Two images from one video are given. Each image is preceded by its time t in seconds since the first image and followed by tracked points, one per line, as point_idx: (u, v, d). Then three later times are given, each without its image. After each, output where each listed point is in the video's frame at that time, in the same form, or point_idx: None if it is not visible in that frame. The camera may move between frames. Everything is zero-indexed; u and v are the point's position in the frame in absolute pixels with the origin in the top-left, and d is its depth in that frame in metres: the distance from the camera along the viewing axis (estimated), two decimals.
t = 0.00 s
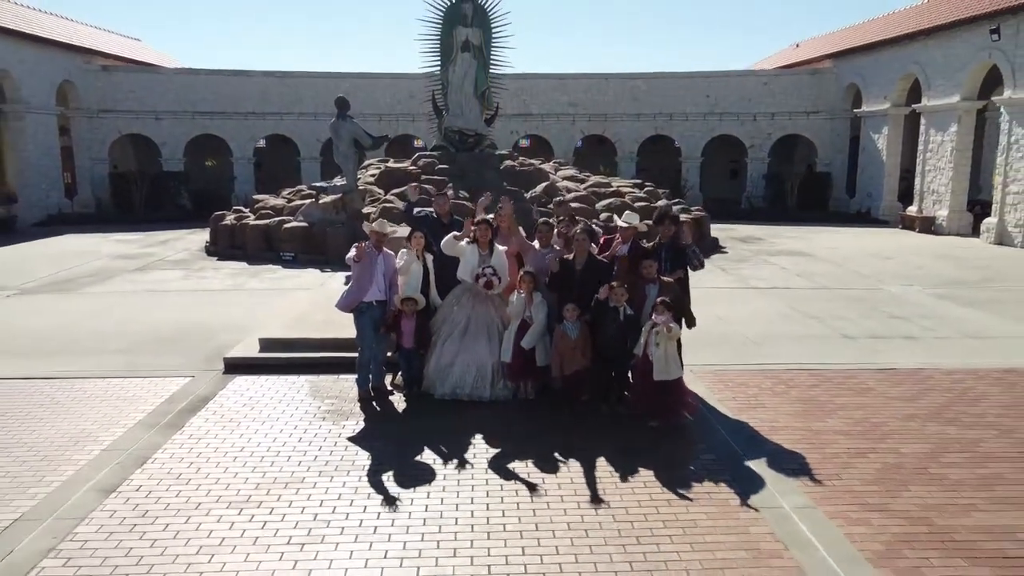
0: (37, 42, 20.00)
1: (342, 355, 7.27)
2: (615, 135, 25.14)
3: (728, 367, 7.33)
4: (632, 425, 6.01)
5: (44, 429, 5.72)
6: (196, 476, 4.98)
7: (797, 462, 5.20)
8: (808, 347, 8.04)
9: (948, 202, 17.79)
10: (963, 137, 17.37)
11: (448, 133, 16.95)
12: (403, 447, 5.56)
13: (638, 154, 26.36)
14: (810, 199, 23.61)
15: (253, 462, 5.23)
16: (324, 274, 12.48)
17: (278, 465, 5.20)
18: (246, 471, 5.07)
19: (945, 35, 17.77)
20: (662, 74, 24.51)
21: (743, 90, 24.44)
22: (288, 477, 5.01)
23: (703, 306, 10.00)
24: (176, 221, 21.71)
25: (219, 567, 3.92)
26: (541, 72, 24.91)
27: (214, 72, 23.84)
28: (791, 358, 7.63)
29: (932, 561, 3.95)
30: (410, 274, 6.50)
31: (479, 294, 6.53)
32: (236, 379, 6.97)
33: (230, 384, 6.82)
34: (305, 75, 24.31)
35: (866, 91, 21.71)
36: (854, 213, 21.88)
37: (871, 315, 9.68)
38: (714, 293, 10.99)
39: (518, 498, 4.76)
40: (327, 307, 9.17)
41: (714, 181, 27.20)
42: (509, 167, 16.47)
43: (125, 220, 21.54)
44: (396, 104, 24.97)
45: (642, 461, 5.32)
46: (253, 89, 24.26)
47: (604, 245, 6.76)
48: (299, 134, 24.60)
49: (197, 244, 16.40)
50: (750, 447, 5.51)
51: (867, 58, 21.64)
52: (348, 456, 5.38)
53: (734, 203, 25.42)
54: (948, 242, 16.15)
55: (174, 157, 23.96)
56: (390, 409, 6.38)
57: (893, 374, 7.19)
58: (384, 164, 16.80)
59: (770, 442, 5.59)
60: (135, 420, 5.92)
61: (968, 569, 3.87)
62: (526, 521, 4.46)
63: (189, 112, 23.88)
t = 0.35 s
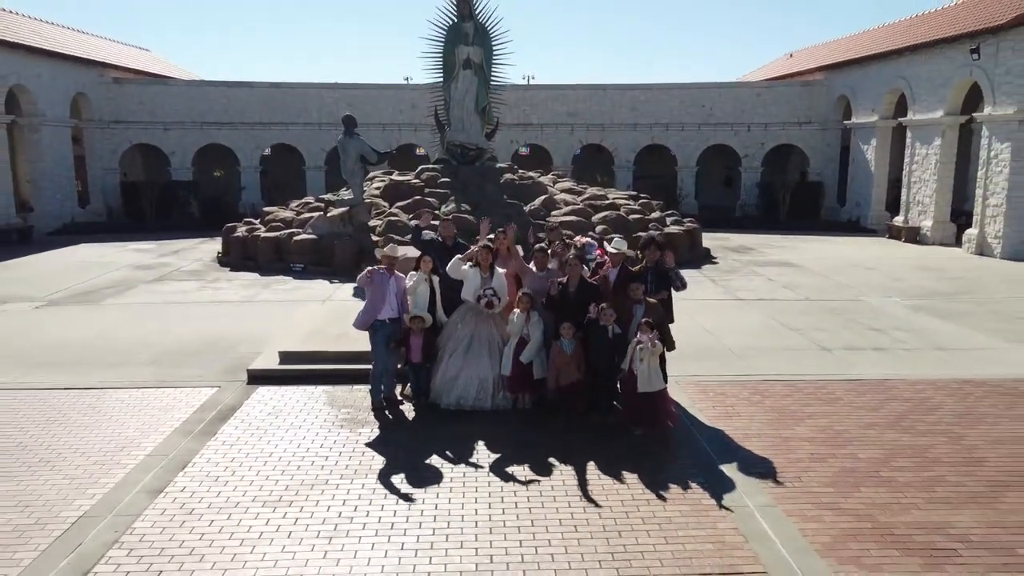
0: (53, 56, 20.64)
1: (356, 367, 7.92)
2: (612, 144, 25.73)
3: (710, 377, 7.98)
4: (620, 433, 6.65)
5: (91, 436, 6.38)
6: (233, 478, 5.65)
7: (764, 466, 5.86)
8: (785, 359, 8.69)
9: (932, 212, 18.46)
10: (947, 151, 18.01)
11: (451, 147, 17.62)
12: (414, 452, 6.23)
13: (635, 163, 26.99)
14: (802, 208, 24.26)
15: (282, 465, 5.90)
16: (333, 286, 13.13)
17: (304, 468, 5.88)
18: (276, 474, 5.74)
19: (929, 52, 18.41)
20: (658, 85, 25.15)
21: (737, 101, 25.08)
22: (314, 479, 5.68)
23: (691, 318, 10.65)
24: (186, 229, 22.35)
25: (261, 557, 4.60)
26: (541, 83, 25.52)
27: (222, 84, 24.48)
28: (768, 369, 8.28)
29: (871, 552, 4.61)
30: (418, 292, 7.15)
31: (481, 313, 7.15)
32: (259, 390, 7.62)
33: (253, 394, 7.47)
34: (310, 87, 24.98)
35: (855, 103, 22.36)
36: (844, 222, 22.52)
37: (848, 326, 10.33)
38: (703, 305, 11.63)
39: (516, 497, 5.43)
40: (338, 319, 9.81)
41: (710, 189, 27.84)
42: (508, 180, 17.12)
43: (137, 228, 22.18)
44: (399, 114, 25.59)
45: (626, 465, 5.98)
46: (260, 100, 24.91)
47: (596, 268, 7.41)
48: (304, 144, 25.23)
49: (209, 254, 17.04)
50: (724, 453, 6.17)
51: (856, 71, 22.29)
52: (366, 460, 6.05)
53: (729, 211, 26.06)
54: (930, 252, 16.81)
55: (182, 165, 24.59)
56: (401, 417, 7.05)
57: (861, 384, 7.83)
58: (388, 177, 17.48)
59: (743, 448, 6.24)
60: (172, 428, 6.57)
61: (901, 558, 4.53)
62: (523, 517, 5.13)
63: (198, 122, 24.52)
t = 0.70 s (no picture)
0: (68, 68, 21.32)
1: (371, 370, 8.62)
2: (611, 151, 26.36)
3: (696, 380, 8.67)
4: (613, 432, 7.33)
5: (136, 433, 7.07)
6: (268, 469, 6.36)
7: (740, 460, 6.56)
8: (768, 363, 9.37)
9: (918, 219, 19.14)
10: (932, 160, 18.67)
11: (454, 156, 18.28)
12: (427, 447, 6.93)
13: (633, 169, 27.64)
14: (795, 213, 24.93)
15: (310, 459, 6.61)
16: (344, 292, 13.82)
17: (330, 461, 6.58)
18: (306, 466, 6.45)
19: (915, 65, 19.05)
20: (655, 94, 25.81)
21: (732, 109, 25.73)
22: (340, 471, 6.38)
23: (682, 324, 11.33)
24: (196, 235, 23.03)
25: (298, 537, 5.30)
26: (541, 92, 26.17)
27: (231, 93, 25.18)
28: (751, 372, 8.96)
29: (828, 532, 5.30)
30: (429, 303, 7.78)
31: (487, 322, 7.82)
32: (283, 391, 8.32)
33: (278, 395, 8.16)
34: (316, 95, 25.66)
35: (846, 112, 23.03)
36: (836, 227, 23.17)
37: (829, 332, 11.02)
38: (694, 310, 12.31)
39: (520, 486, 6.13)
40: (352, 325, 10.50)
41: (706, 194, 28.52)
42: (510, 189, 17.81)
43: (150, 234, 22.88)
44: (403, 122, 26.23)
45: (617, 459, 6.67)
46: (268, 108, 25.58)
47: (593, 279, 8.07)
48: (310, 151, 25.89)
49: (222, 259, 17.72)
50: (706, 449, 6.85)
51: (847, 81, 22.97)
52: (384, 454, 6.75)
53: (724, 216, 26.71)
54: (915, 259, 17.50)
55: (192, 172, 25.27)
56: (414, 417, 7.74)
57: (836, 386, 8.51)
58: (395, 186, 18.18)
59: (722, 445, 6.92)
60: (208, 426, 7.26)
61: (854, 538, 5.22)
62: (526, 503, 5.82)
63: (207, 130, 25.19)
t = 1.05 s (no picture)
0: (85, 79, 22.05)
1: (385, 371, 9.37)
2: (610, 157, 27.07)
3: (684, 380, 9.43)
4: (607, 428, 8.08)
5: (176, 429, 7.82)
6: (298, 461, 7.12)
7: (721, 452, 7.31)
8: (752, 365, 10.13)
9: (905, 226, 19.90)
10: (917, 169, 19.42)
11: (458, 165, 19.06)
12: (439, 442, 7.69)
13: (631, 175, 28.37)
14: (789, 218, 25.66)
15: (335, 451, 7.37)
16: (354, 297, 14.59)
17: (353, 454, 7.34)
18: (331, 458, 7.21)
19: (902, 77, 19.77)
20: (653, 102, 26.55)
21: (727, 116, 26.46)
22: (362, 462, 7.15)
23: (673, 328, 12.09)
24: (209, 240, 23.78)
25: (329, 518, 6.07)
26: (542, 100, 26.90)
27: (240, 102, 25.93)
28: (735, 373, 9.72)
29: (793, 514, 6.06)
30: (439, 311, 8.53)
31: (493, 328, 8.57)
32: (305, 391, 9.07)
33: (301, 394, 8.91)
34: (322, 103, 26.40)
35: (837, 120, 23.76)
36: (827, 232, 23.92)
37: (811, 335, 11.78)
38: (686, 314, 13.08)
39: (523, 475, 6.89)
40: (365, 329, 11.26)
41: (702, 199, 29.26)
42: (512, 197, 18.56)
43: (164, 239, 23.64)
44: (407, 130, 26.95)
45: (609, 451, 7.43)
46: (277, 116, 26.33)
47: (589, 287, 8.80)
48: (317, 158, 26.63)
49: (236, 265, 18.48)
50: (690, 443, 7.61)
51: (838, 90, 23.70)
52: (401, 448, 7.51)
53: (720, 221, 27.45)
54: (900, 264, 18.25)
55: (203, 179, 26.01)
56: (426, 415, 8.49)
57: (813, 386, 9.28)
58: (401, 194, 18.94)
59: (705, 439, 7.68)
60: (240, 422, 8.02)
61: (815, 519, 5.98)
62: (528, 489, 6.59)
63: (218, 137, 25.93)
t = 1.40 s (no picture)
0: (102, 88, 22.88)
1: (399, 369, 10.20)
2: (608, 163, 27.88)
3: (674, 377, 10.27)
4: (601, 420, 8.90)
5: (213, 421, 8.67)
6: (325, 448, 7.97)
7: (704, 441, 8.13)
8: (737, 363, 10.97)
9: (891, 231, 20.72)
10: (903, 176, 20.24)
11: (462, 173, 19.91)
12: (450, 432, 8.51)
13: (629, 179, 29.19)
14: (782, 222, 26.48)
15: (357, 440, 8.21)
16: (365, 299, 15.42)
17: (373, 442, 8.18)
18: (355, 445, 8.05)
19: (888, 88, 20.58)
20: (650, 109, 27.38)
21: (723, 123, 27.28)
22: (382, 449, 7.99)
23: (666, 329, 12.91)
24: (221, 244, 24.61)
25: (356, 496, 6.92)
26: (543, 107, 27.74)
27: (250, 109, 26.78)
28: (721, 371, 10.56)
29: (763, 494, 6.90)
30: (447, 313, 9.30)
31: (497, 329, 9.42)
32: (326, 387, 9.90)
33: (323, 390, 9.75)
34: (330, 111, 27.23)
35: (828, 128, 24.57)
36: (819, 236, 24.74)
37: (794, 336, 12.60)
38: (678, 316, 13.91)
39: (525, 460, 7.74)
40: (378, 330, 12.09)
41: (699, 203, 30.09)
42: (514, 203, 19.40)
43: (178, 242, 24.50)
44: (412, 136, 27.75)
45: (604, 440, 8.26)
46: (286, 123, 27.17)
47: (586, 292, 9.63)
48: (325, 163, 27.45)
49: (250, 268, 19.32)
50: (677, 432, 8.43)
51: (828, 99, 24.53)
52: (416, 438, 8.35)
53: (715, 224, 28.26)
54: (885, 268, 19.09)
55: (215, 184, 26.84)
56: (436, 409, 9.31)
57: (791, 382, 10.11)
58: (408, 201, 19.79)
59: (690, 430, 8.50)
60: (270, 415, 8.85)
61: (783, 498, 6.82)
62: (531, 473, 7.43)
63: (229, 144, 26.77)
